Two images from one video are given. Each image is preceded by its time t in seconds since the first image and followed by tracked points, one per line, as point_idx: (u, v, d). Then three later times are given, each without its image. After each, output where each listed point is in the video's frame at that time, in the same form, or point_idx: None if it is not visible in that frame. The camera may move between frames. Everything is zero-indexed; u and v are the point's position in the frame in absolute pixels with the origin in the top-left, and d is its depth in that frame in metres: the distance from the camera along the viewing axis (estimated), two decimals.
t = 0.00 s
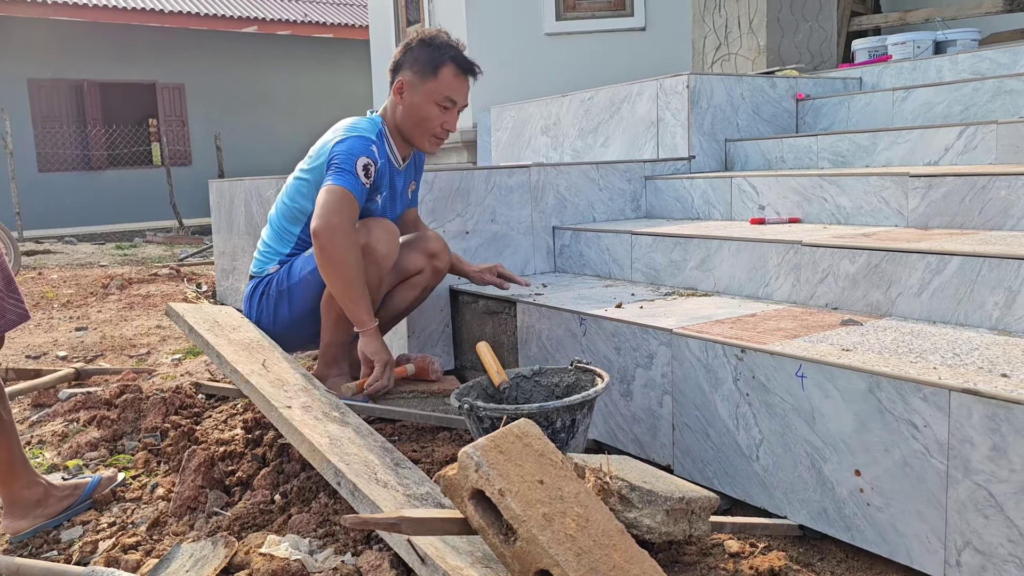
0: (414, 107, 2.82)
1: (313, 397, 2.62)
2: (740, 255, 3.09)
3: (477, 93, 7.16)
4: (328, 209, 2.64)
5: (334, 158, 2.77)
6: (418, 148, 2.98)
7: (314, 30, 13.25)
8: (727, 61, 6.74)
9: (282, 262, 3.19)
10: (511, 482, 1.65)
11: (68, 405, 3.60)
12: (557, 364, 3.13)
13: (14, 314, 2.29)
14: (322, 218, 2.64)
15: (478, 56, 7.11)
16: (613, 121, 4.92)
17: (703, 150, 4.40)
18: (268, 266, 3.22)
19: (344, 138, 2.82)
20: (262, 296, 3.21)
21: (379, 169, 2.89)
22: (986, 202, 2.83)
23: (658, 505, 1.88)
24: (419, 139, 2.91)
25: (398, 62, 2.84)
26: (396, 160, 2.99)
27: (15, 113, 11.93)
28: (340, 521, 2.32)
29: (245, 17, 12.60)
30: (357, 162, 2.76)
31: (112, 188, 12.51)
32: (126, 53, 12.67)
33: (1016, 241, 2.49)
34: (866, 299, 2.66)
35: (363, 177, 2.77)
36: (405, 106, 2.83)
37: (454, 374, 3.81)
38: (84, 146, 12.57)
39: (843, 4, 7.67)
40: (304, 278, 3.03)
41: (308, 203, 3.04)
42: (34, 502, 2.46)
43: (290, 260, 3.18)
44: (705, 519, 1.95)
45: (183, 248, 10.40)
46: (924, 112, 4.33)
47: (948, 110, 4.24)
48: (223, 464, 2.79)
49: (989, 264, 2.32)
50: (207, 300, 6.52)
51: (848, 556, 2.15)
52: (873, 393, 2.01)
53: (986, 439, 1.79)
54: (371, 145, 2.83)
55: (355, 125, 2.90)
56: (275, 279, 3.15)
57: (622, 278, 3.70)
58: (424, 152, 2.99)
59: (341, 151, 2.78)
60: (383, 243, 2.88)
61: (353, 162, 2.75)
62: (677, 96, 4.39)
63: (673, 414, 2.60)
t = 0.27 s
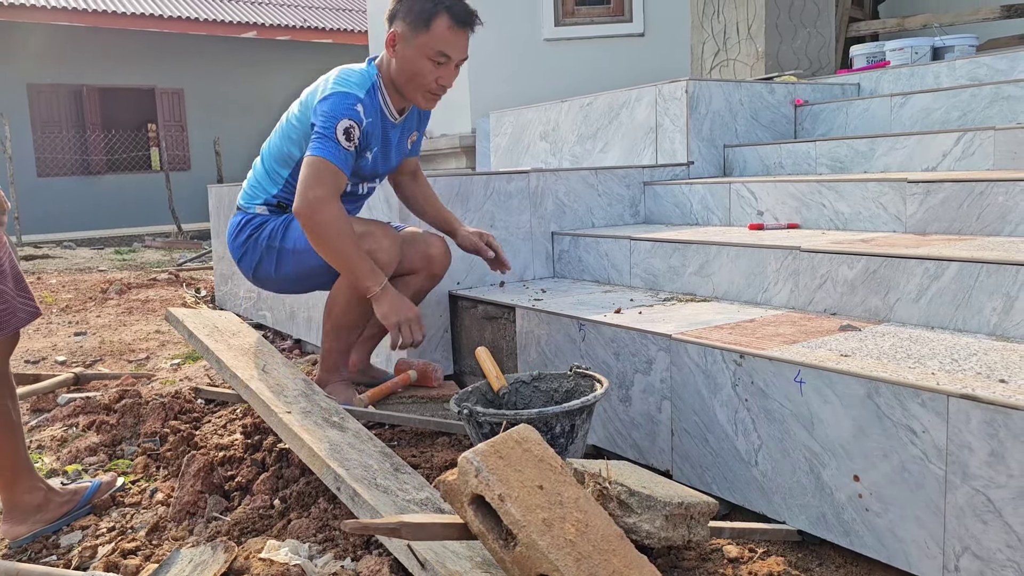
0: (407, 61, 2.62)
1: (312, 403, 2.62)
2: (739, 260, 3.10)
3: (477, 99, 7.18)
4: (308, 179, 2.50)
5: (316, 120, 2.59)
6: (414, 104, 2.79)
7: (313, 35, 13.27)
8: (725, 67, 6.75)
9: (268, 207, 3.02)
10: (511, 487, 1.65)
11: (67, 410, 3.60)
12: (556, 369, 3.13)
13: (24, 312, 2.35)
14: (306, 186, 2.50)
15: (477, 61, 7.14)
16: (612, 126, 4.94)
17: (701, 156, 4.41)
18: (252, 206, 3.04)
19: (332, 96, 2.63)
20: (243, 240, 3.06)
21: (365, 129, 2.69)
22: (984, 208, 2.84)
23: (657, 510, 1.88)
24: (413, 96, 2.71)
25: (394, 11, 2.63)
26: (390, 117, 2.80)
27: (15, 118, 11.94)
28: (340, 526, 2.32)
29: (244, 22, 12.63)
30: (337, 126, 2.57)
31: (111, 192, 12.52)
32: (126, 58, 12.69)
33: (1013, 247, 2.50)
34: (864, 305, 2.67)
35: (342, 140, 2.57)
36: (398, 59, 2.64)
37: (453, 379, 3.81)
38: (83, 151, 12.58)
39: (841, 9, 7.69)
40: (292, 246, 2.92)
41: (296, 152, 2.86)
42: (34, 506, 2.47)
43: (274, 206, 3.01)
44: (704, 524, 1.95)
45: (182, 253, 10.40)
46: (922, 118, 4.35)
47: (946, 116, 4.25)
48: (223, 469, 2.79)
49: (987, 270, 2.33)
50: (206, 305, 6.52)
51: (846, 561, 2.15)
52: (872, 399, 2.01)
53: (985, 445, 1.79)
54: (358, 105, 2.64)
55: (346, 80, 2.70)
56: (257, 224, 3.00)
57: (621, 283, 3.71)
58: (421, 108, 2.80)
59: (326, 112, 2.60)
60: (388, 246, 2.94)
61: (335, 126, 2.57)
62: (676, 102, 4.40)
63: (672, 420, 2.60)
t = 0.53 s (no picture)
0: None
1: (306, 404, 2.61)
2: (735, 262, 3.09)
3: (472, 99, 7.17)
4: (295, 130, 2.52)
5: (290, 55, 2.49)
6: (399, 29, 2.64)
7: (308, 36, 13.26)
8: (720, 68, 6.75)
9: (248, 127, 2.92)
10: (506, 490, 1.65)
11: (60, 412, 3.58)
12: (551, 371, 3.12)
13: (25, 309, 2.27)
14: (298, 137, 2.52)
15: (472, 62, 7.13)
16: (607, 127, 4.93)
17: (697, 157, 4.41)
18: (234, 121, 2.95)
19: (304, 29, 2.50)
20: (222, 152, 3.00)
21: (341, 60, 2.57)
22: (980, 210, 2.85)
23: (653, 513, 1.87)
24: (396, 23, 2.57)
25: None
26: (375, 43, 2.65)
27: (8, 118, 11.89)
28: (334, 529, 2.31)
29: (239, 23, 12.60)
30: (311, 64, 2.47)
31: (104, 193, 12.48)
32: (120, 58, 12.65)
33: (1009, 249, 2.50)
34: (860, 307, 2.66)
35: (316, 80, 2.48)
36: None
37: (448, 381, 3.80)
38: (77, 151, 12.53)
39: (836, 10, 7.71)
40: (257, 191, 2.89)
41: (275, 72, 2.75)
42: (26, 510, 2.45)
43: (253, 125, 2.91)
44: (701, 527, 1.93)
45: (176, 254, 10.38)
46: (917, 119, 4.35)
47: (941, 118, 4.26)
48: (217, 471, 2.78)
49: (983, 272, 2.33)
50: (201, 306, 6.50)
51: (842, 564, 2.15)
52: (868, 401, 2.01)
53: (980, 446, 1.79)
54: (330, 35, 2.51)
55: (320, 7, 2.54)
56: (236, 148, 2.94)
57: (617, 284, 3.70)
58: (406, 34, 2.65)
59: (296, 48, 2.48)
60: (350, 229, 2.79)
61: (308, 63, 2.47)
62: (671, 103, 4.40)
63: (668, 422, 2.60)
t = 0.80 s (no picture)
0: None
1: (301, 406, 2.60)
2: (730, 263, 3.09)
3: (467, 101, 7.16)
4: (256, 76, 2.40)
5: None
6: None
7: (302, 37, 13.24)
8: (715, 70, 6.76)
9: (236, 73, 2.80)
10: (501, 492, 1.64)
11: (53, 414, 3.56)
12: (546, 372, 3.12)
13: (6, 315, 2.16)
14: (256, 83, 2.41)
15: (467, 63, 7.12)
16: (602, 128, 4.93)
17: (692, 158, 4.42)
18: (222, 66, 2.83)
19: None
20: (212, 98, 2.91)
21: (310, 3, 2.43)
22: (973, 211, 2.85)
23: (648, 515, 1.87)
24: None
25: None
26: None
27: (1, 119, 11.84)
28: (329, 531, 2.30)
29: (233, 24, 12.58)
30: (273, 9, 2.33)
31: (98, 194, 12.44)
32: (114, 59, 12.61)
33: (1003, 250, 2.50)
34: (854, 308, 2.67)
35: (280, 24, 2.35)
36: None
37: (442, 382, 3.80)
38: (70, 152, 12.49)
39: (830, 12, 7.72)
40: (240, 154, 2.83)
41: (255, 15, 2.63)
42: (18, 513, 2.43)
43: (241, 71, 2.79)
44: (696, 529, 1.93)
45: (170, 255, 10.35)
46: (911, 120, 4.36)
47: (935, 119, 4.27)
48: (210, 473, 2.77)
49: (977, 273, 2.33)
50: (195, 307, 6.48)
51: (837, 565, 2.15)
52: (863, 402, 2.01)
53: (975, 448, 1.80)
54: None
55: None
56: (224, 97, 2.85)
57: (612, 285, 3.70)
58: None
59: None
60: (318, 224, 2.80)
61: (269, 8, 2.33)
62: (666, 104, 4.40)
63: (663, 423, 2.59)
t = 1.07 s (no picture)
0: None
1: (295, 408, 2.59)
2: (725, 265, 3.09)
3: (462, 102, 7.16)
4: (245, 52, 2.38)
5: None
6: None
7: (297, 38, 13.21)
8: (710, 71, 6.77)
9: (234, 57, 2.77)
10: (496, 496, 1.64)
11: (47, 416, 3.55)
12: (541, 374, 3.11)
13: None
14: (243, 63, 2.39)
15: (462, 64, 7.11)
16: (597, 130, 4.93)
17: (687, 159, 4.42)
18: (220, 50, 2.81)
19: None
20: (211, 82, 2.87)
21: None
22: (968, 213, 2.86)
23: (644, 517, 1.86)
24: None
25: None
26: None
27: None
28: (323, 534, 2.29)
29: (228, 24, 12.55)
30: None
31: (92, 195, 12.39)
32: (108, 60, 12.58)
33: (997, 252, 2.51)
34: (849, 309, 2.67)
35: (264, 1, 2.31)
36: None
37: (437, 384, 3.79)
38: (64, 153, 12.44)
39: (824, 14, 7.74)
40: (235, 145, 2.81)
41: None
42: (12, 516, 2.39)
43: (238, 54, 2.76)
44: (692, 532, 1.93)
45: (164, 256, 10.31)
46: (905, 122, 4.37)
47: (929, 121, 4.28)
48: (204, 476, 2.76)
49: (972, 275, 2.33)
50: (190, 309, 6.47)
51: (833, 567, 2.15)
52: (859, 404, 2.01)
53: (971, 450, 1.79)
54: None
55: None
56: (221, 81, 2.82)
57: (607, 287, 3.69)
58: None
59: None
60: (307, 224, 2.80)
61: None
62: (661, 106, 4.40)
63: (659, 425, 2.59)
